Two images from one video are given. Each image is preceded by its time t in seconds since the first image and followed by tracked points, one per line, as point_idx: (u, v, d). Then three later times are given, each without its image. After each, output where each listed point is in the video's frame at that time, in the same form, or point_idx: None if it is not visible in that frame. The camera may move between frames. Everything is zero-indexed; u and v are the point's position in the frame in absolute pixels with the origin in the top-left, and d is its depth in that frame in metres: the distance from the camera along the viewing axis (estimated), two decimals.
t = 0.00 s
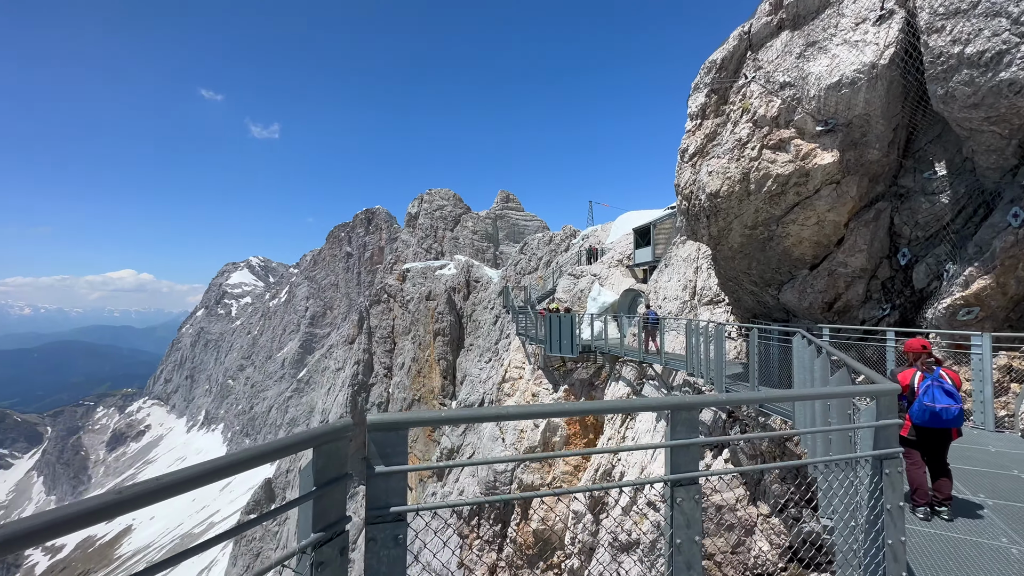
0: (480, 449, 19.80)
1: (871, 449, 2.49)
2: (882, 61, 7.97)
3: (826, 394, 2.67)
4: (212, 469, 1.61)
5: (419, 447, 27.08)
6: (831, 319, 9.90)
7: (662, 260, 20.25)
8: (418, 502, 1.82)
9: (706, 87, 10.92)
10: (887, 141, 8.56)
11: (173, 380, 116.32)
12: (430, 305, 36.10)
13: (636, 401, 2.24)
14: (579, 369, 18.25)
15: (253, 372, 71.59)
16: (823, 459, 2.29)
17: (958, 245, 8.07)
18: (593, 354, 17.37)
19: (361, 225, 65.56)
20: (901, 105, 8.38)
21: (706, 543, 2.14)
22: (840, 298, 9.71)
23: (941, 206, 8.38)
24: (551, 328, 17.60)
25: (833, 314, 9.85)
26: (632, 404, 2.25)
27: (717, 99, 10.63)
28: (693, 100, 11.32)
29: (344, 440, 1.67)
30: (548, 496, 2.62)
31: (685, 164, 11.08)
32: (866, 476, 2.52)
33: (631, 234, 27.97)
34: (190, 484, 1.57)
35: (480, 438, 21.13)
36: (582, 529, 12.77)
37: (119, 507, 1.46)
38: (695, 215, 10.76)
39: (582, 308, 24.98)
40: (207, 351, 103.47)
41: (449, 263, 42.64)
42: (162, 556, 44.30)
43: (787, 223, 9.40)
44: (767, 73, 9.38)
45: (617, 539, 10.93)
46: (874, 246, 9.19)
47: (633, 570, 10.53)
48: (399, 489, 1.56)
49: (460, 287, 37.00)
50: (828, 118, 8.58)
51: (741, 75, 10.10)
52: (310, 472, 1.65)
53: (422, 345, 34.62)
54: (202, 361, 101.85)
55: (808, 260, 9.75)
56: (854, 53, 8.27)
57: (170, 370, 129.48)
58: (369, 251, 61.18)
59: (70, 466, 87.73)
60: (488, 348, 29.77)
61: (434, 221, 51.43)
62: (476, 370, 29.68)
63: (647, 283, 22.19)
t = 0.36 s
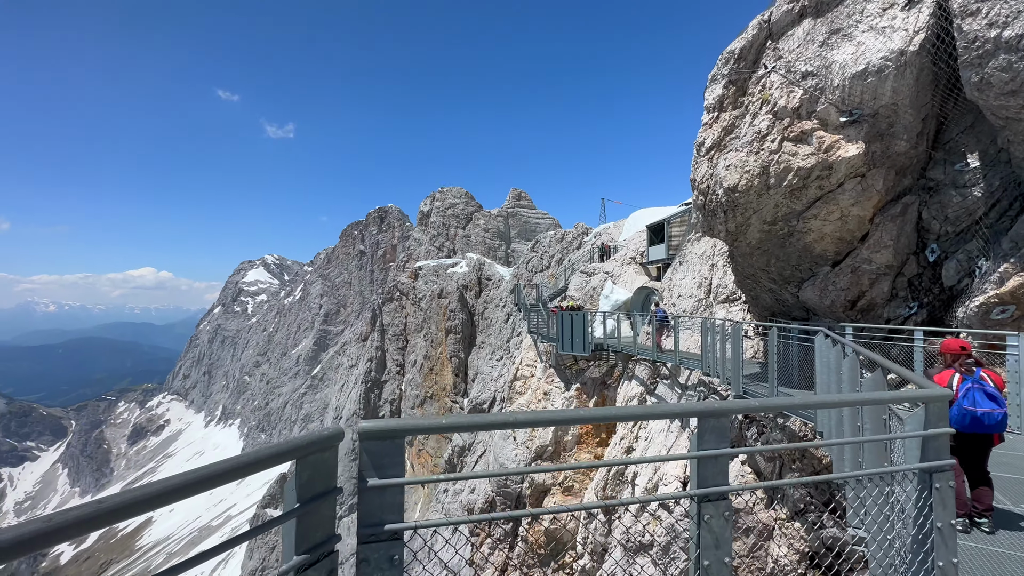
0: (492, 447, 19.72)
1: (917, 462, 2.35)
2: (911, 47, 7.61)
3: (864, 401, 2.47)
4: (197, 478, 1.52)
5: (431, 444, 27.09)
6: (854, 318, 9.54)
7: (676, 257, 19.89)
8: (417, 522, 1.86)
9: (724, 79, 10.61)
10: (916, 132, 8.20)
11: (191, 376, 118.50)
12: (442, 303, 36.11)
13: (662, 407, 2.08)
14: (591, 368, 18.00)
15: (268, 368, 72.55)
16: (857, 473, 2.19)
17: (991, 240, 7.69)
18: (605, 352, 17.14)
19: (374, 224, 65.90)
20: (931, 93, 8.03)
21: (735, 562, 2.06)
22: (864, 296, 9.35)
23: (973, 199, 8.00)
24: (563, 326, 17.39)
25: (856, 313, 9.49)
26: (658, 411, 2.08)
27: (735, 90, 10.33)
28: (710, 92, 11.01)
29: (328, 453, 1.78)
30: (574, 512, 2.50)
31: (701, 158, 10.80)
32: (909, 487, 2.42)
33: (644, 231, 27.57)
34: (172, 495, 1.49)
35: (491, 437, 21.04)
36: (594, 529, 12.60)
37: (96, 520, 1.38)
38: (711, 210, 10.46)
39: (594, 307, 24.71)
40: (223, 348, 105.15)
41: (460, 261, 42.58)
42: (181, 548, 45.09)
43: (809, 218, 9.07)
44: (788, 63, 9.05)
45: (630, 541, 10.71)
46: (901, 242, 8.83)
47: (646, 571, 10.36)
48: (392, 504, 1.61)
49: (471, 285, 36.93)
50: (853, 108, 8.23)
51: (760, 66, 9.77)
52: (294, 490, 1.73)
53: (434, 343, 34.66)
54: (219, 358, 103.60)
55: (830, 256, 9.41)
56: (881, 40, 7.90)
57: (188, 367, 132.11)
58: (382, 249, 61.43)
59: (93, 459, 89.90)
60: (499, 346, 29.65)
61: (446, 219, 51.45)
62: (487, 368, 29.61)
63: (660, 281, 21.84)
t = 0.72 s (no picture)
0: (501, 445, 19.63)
1: (961, 483, 2.31)
2: (936, 34, 7.24)
3: (893, 415, 2.27)
4: (122, 518, 1.40)
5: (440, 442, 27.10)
6: (872, 317, 9.21)
7: (688, 255, 19.54)
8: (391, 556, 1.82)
9: (737, 70, 10.31)
10: (940, 123, 7.84)
11: (205, 372, 120.17)
12: (450, 301, 36.04)
13: (688, 423, 1.97)
14: (600, 367, 17.78)
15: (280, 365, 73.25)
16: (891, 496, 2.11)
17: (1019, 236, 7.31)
18: (614, 351, 16.91)
19: (384, 221, 66.01)
20: (955, 82, 7.69)
21: None
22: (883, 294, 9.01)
23: (1001, 193, 7.61)
24: (572, 324, 17.18)
25: (875, 312, 9.16)
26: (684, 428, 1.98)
27: (749, 82, 10.03)
28: (723, 84, 10.72)
29: (289, 479, 1.72)
30: (594, 541, 2.38)
31: (713, 153, 10.53)
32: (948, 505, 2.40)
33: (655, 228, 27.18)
34: (91, 539, 1.36)
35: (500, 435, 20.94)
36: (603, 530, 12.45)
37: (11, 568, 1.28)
38: (724, 206, 10.20)
39: (604, 305, 24.43)
40: (236, 344, 106.33)
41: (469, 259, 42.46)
42: (195, 541, 45.76)
43: (826, 214, 8.77)
44: (804, 53, 8.74)
45: (639, 543, 10.53)
46: (923, 238, 8.48)
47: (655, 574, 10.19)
48: (363, 532, 1.69)
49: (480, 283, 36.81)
50: (873, 99, 7.90)
51: (775, 57, 9.46)
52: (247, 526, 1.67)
53: (443, 341, 34.64)
54: (232, 354, 104.82)
55: (847, 253, 9.10)
56: (904, 27, 7.56)
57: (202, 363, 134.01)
58: (391, 247, 61.51)
59: (110, 453, 91.54)
60: (508, 344, 29.50)
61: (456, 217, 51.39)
62: (496, 366, 29.48)
63: (671, 279, 21.50)
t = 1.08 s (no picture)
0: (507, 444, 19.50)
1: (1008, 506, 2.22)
2: (958, 21, 6.97)
3: (922, 431, 2.09)
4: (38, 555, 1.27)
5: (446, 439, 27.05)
6: (887, 315, 8.93)
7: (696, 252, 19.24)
8: None
9: (748, 62, 10.05)
10: (960, 114, 7.57)
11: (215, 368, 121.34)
12: (457, 298, 35.95)
13: (700, 441, 1.82)
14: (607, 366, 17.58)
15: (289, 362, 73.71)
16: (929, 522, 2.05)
17: None
18: (621, 349, 16.70)
19: (391, 219, 66.05)
20: (976, 71, 7.42)
21: None
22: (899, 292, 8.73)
23: None
24: (578, 322, 16.99)
25: (891, 310, 8.88)
26: (696, 447, 1.83)
27: (760, 74, 9.77)
28: (733, 76, 10.46)
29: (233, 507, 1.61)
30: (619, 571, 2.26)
31: (723, 147, 10.27)
32: (997, 532, 2.34)
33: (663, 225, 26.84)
34: None
35: (506, 434, 20.82)
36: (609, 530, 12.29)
37: None
38: (734, 201, 9.95)
39: (610, 302, 24.17)
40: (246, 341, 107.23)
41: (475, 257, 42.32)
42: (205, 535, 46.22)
43: (840, 209, 8.50)
44: (818, 43, 8.46)
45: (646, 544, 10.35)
46: (941, 233, 8.19)
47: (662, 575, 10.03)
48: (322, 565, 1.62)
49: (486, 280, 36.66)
50: (891, 90, 7.62)
51: (787, 47, 9.19)
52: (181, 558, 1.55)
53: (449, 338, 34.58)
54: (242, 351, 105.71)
55: (862, 249, 8.83)
56: (923, 14, 7.26)
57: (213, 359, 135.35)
58: (398, 244, 61.52)
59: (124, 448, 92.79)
60: (514, 342, 29.35)
61: (462, 215, 51.26)
62: (502, 364, 29.35)
63: (679, 277, 21.20)
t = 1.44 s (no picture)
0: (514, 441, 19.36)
1: None
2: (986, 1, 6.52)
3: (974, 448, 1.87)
4: None
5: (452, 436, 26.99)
6: (905, 311, 8.64)
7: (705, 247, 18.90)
8: None
9: (761, 50, 9.73)
10: (986, 100, 7.23)
11: (225, 364, 122.34)
12: (463, 295, 35.80)
13: (733, 461, 1.62)
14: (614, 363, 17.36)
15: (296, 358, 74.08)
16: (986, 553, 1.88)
17: None
18: (627, 346, 16.46)
19: (397, 216, 65.93)
20: (1002, 55, 7.08)
21: None
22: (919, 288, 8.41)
23: None
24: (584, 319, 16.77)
25: (908, 306, 8.58)
26: (727, 468, 1.63)
27: (773, 62, 9.46)
28: (746, 65, 10.15)
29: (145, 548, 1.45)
30: None
31: (734, 138, 9.98)
32: None
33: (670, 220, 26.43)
34: None
35: (513, 430, 20.68)
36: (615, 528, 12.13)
37: None
38: (745, 194, 9.67)
39: (617, 299, 23.88)
40: (254, 337, 107.94)
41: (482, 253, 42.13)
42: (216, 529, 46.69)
43: (856, 203, 8.20)
44: (835, 28, 8.13)
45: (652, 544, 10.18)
46: (964, 226, 7.85)
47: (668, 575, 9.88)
48: None
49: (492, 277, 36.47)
50: (912, 77, 7.27)
51: (802, 33, 8.86)
52: None
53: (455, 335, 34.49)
54: (250, 348, 106.42)
55: (879, 243, 8.52)
56: None
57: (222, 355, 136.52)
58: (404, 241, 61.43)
59: (135, 442, 93.88)
60: (520, 338, 29.17)
61: (468, 211, 51.01)
62: (507, 361, 29.20)
63: (687, 273, 20.88)
